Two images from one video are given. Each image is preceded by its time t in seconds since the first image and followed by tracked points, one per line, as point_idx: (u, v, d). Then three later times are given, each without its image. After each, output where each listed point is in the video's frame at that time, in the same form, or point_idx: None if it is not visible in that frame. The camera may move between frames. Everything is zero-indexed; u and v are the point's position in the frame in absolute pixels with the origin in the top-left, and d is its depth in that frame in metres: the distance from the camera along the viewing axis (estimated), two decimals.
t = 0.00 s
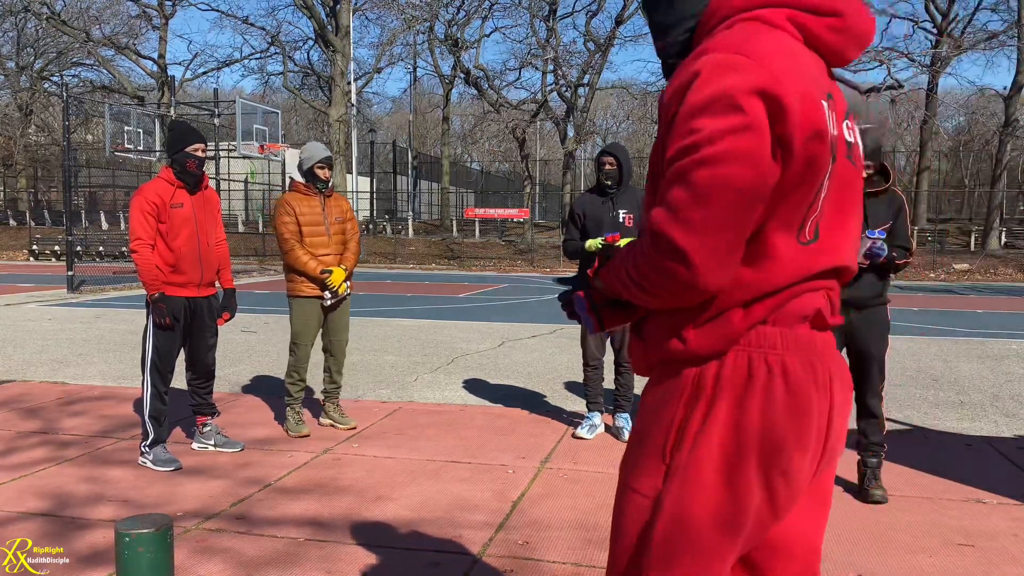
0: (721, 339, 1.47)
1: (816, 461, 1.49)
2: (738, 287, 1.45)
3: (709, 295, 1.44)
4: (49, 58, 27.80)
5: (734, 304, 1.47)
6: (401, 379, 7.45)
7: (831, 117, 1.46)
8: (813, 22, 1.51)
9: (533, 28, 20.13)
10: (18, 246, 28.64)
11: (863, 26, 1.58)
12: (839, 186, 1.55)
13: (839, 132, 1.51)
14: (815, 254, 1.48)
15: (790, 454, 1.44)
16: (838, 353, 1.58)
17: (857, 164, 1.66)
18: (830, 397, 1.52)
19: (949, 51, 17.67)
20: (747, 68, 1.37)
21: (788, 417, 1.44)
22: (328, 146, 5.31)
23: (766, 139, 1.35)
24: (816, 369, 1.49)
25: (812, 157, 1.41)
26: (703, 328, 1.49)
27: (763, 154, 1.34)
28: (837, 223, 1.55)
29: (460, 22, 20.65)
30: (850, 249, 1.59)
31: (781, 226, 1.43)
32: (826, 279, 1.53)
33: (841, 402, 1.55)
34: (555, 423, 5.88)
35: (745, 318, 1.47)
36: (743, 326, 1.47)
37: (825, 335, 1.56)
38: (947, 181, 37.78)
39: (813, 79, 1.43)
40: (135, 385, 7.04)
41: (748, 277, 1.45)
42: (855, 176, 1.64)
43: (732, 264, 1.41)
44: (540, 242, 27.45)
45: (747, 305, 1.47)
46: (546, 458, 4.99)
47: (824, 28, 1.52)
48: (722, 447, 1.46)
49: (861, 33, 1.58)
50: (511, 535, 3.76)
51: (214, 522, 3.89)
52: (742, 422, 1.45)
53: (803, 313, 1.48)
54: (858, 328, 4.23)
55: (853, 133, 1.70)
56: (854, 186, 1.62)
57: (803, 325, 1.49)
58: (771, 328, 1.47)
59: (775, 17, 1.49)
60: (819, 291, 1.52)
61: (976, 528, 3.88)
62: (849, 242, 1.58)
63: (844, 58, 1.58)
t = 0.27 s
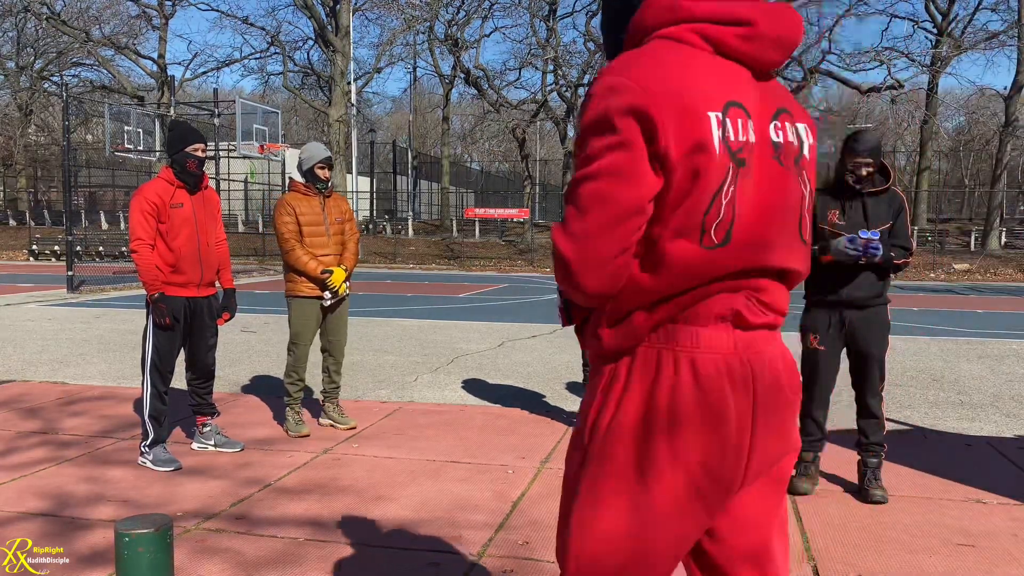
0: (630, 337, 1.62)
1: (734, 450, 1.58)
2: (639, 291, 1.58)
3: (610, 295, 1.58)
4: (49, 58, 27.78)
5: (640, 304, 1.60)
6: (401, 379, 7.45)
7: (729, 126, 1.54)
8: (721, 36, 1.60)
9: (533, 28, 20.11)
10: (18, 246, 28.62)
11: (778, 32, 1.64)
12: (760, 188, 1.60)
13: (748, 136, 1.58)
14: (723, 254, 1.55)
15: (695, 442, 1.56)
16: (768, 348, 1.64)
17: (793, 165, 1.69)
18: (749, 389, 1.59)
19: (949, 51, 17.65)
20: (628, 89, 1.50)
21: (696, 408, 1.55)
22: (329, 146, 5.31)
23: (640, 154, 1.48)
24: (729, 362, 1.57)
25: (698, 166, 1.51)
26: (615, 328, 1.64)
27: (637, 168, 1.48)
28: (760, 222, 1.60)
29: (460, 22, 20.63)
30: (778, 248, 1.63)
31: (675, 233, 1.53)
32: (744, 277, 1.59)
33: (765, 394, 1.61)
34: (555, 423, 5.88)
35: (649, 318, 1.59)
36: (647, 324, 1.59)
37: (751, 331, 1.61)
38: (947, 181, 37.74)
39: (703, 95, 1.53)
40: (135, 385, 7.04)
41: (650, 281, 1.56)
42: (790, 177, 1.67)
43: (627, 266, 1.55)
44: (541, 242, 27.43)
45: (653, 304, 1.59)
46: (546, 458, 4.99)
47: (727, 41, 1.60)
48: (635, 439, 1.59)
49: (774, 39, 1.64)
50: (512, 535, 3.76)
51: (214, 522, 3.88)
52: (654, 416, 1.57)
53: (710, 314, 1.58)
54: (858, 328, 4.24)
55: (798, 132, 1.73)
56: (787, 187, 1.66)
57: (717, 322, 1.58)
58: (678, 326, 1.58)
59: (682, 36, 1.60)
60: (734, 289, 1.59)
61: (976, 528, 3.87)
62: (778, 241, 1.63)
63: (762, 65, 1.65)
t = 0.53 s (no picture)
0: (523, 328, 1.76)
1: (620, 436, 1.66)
2: (526, 286, 1.70)
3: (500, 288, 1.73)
4: (48, 58, 27.76)
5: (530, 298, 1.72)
6: (401, 380, 7.45)
7: (586, 132, 1.60)
8: (596, 41, 1.64)
9: (534, 28, 20.08)
10: (18, 246, 28.60)
11: (656, 27, 1.61)
12: (639, 183, 1.63)
13: (618, 137, 1.61)
14: (591, 255, 1.61)
15: (582, 429, 1.66)
16: (663, 338, 1.66)
17: (691, 157, 1.67)
18: (635, 379, 1.65)
19: (949, 50, 17.65)
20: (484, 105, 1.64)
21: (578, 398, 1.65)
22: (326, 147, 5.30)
23: (494, 166, 1.63)
24: (611, 353, 1.64)
25: (553, 173, 1.60)
26: (516, 320, 1.78)
27: (488, 178, 1.64)
28: (637, 219, 1.63)
29: (461, 22, 20.62)
30: (666, 242, 1.64)
31: (542, 236, 1.65)
32: (627, 274, 1.63)
33: (657, 384, 1.65)
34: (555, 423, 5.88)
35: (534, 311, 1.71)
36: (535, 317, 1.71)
37: (644, 324, 1.65)
38: (946, 180, 37.73)
39: (560, 105, 1.61)
40: (135, 385, 7.03)
41: (529, 280, 1.69)
42: (682, 171, 1.66)
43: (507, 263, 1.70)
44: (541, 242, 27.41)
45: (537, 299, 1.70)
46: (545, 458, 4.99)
47: (602, 44, 1.63)
48: (532, 428, 1.71)
49: (652, 34, 1.61)
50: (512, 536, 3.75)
51: (214, 523, 3.88)
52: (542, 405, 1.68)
53: (589, 310, 1.65)
54: (858, 328, 4.23)
55: (708, 121, 1.69)
56: (677, 181, 1.65)
57: (604, 315, 1.64)
58: (561, 323, 1.67)
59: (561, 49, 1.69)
60: (619, 283, 1.64)
61: (976, 528, 3.87)
62: (666, 235, 1.64)
63: (647, 61, 1.64)
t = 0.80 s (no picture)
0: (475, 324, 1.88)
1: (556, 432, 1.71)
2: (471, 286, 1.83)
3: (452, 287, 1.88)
4: (48, 58, 27.77)
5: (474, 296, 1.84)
6: (401, 379, 7.45)
7: (503, 138, 1.70)
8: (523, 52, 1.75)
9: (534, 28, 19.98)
10: (18, 246, 28.58)
11: (571, 30, 1.68)
12: (557, 186, 1.69)
13: (536, 141, 1.69)
14: (513, 254, 1.71)
15: (523, 425, 1.73)
16: (592, 334, 1.69)
17: (614, 157, 1.69)
18: (564, 376, 1.69)
19: (949, 50, 17.66)
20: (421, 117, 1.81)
21: (514, 394, 1.73)
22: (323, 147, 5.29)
23: (427, 176, 1.81)
24: (538, 344, 1.71)
25: (476, 176, 1.72)
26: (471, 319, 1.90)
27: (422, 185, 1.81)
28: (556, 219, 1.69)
29: (461, 22, 20.60)
30: (583, 243, 1.69)
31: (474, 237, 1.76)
32: (553, 271, 1.70)
33: (587, 382, 1.69)
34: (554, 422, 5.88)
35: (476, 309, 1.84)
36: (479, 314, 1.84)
37: (573, 322, 1.70)
38: (946, 180, 37.71)
39: (481, 114, 1.73)
40: (135, 385, 7.04)
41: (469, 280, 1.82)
42: (603, 170, 1.69)
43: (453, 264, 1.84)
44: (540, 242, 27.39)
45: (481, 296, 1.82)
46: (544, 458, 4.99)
47: (524, 51, 1.75)
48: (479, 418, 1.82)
49: (567, 38, 1.68)
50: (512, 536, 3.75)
51: (214, 522, 3.88)
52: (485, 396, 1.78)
53: (517, 307, 1.75)
54: (859, 327, 4.23)
55: (635, 121, 1.70)
56: (599, 181, 1.68)
57: (538, 312, 1.72)
58: (501, 318, 1.77)
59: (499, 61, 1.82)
60: (547, 281, 1.71)
61: (976, 528, 3.87)
62: (584, 234, 1.69)
63: (566, 64, 1.71)
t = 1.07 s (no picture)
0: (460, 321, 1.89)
1: (539, 432, 1.71)
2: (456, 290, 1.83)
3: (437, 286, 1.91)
4: (48, 58, 27.77)
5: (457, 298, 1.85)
6: (401, 379, 7.45)
7: (478, 142, 1.71)
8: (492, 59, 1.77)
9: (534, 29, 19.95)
10: (18, 246, 28.59)
11: (536, 36, 1.68)
12: (531, 188, 1.70)
13: (511, 145, 1.70)
14: (490, 253, 1.72)
15: (506, 425, 1.73)
16: (569, 331, 1.69)
17: (584, 157, 1.68)
18: (543, 374, 1.69)
19: (949, 50, 17.67)
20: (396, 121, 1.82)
21: (495, 393, 1.73)
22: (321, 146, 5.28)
23: (405, 178, 1.81)
24: (519, 345, 1.70)
25: (453, 179, 1.74)
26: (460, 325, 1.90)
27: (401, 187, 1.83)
28: (532, 221, 1.70)
29: (461, 22, 20.57)
30: (559, 243, 1.69)
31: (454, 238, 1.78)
32: (531, 270, 1.71)
33: (567, 382, 1.68)
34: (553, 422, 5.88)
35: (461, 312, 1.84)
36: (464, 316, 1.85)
37: (552, 320, 1.70)
38: (946, 179, 37.72)
39: (454, 119, 1.75)
40: (135, 385, 7.04)
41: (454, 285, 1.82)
42: (576, 170, 1.69)
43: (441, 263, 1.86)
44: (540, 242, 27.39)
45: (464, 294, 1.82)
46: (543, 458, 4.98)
47: (491, 60, 1.77)
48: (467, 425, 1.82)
49: (533, 43, 1.69)
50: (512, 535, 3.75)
51: (214, 523, 3.88)
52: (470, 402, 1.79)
53: (498, 304, 1.75)
54: (858, 327, 4.23)
55: (604, 121, 1.69)
56: (572, 180, 1.68)
57: (520, 313, 1.72)
58: (482, 316, 1.77)
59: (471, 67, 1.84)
60: (526, 278, 1.72)
61: (976, 528, 3.87)
62: (560, 233, 1.68)
63: (535, 70, 1.72)
